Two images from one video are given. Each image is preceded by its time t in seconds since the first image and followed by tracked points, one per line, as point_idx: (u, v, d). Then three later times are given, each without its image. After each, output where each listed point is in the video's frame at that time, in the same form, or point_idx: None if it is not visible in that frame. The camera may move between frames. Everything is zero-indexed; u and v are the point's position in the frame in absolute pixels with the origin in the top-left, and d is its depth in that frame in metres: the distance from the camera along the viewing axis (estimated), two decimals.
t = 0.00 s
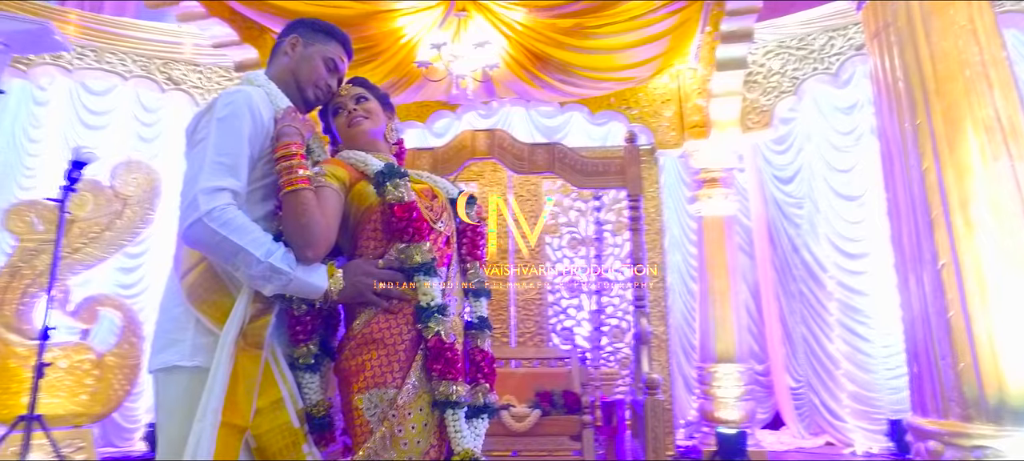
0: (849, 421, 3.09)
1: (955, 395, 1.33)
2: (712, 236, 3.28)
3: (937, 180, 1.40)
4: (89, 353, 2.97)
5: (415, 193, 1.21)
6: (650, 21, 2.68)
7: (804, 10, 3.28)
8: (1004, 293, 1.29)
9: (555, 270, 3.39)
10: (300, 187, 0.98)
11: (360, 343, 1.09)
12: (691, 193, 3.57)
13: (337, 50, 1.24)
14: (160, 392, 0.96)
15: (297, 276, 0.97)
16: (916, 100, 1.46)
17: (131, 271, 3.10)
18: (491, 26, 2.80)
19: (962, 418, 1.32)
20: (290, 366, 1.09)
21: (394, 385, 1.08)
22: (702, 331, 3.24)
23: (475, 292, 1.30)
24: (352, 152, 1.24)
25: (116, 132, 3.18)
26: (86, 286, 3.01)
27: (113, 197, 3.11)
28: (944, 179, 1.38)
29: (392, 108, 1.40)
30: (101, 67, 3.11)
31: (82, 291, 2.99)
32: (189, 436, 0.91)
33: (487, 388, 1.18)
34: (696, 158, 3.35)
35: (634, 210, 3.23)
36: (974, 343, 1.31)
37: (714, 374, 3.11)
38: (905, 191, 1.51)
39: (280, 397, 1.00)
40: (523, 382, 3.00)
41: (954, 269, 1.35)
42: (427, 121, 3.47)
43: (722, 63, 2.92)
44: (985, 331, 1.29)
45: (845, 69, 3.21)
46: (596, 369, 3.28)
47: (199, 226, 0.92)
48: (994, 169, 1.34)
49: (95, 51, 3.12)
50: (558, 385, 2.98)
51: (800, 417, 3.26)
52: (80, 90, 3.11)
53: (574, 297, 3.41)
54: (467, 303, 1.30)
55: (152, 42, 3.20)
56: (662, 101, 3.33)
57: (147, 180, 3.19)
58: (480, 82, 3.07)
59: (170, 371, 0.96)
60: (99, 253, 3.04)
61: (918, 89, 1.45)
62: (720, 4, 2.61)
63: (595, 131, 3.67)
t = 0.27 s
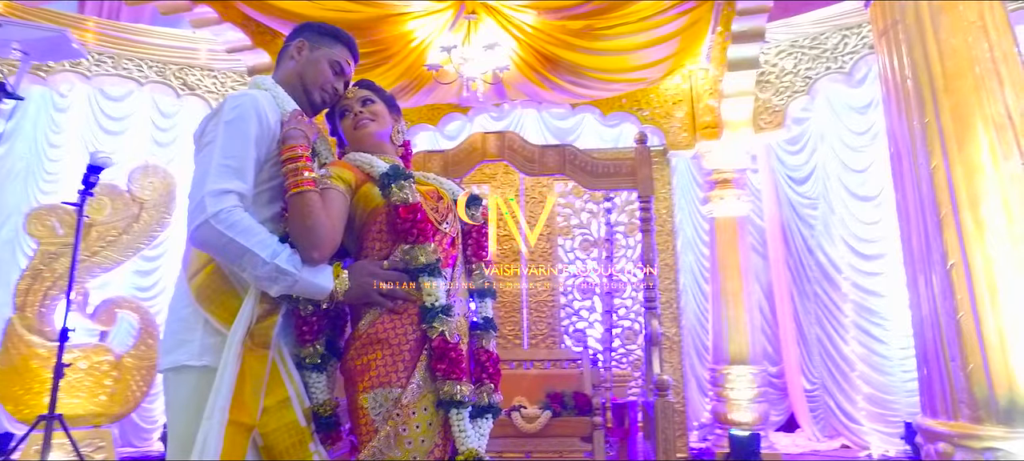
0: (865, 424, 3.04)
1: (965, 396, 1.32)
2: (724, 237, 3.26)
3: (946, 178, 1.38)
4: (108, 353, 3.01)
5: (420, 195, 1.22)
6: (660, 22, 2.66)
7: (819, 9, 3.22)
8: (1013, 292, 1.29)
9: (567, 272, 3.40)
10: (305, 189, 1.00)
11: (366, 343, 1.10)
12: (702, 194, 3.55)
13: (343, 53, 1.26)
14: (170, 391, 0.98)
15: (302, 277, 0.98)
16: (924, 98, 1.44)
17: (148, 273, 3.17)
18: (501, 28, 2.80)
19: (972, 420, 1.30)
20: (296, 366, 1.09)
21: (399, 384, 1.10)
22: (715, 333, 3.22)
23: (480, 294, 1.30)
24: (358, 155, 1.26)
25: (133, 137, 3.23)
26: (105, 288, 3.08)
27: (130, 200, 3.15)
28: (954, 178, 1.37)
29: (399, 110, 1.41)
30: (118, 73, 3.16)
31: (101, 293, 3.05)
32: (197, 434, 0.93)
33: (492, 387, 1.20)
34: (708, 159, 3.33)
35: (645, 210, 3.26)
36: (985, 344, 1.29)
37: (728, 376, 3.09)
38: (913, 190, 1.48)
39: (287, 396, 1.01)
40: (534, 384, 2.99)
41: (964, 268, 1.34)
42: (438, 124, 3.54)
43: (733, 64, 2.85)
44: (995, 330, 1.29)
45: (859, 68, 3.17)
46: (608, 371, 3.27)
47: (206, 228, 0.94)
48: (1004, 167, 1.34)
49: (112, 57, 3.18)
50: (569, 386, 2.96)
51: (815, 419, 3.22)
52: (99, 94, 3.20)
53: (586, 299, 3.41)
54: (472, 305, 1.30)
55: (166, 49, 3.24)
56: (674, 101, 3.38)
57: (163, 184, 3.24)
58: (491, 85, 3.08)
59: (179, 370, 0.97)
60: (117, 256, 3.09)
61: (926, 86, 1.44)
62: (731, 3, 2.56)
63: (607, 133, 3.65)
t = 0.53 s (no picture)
0: (880, 427, 3.01)
1: (972, 398, 1.31)
2: (735, 239, 3.24)
3: (953, 178, 1.37)
4: (124, 356, 3.06)
5: (425, 198, 1.23)
6: (669, 23, 2.65)
7: (832, 8, 3.20)
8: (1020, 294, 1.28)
9: (578, 275, 3.40)
10: (311, 192, 1.01)
11: (371, 344, 1.12)
12: (714, 195, 3.53)
13: (349, 57, 1.28)
14: (180, 391, 1.00)
15: (309, 279, 0.99)
16: (932, 98, 1.42)
17: (163, 276, 3.22)
18: (510, 32, 2.80)
19: (980, 422, 1.29)
20: (303, 367, 1.11)
21: (404, 385, 1.11)
22: (726, 334, 3.20)
23: (484, 295, 1.31)
24: (364, 158, 1.27)
25: (148, 142, 3.27)
26: (122, 291, 3.12)
27: (145, 204, 3.21)
28: (961, 177, 1.36)
29: (404, 113, 1.43)
30: (133, 79, 3.23)
31: (117, 296, 3.10)
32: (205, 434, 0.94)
33: (497, 388, 1.22)
34: (719, 160, 3.32)
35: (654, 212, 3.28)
36: (992, 344, 1.28)
37: (739, 378, 3.08)
38: (921, 191, 1.47)
39: (294, 396, 1.02)
40: (545, 386, 3.00)
41: (972, 269, 1.32)
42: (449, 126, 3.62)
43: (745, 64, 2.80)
44: (1003, 330, 1.28)
45: (871, 68, 3.10)
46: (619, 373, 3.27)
47: (214, 230, 0.96)
48: (1012, 167, 1.33)
49: (127, 63, 3.24)
50: (578, 388, 2.97)
51: (829, 422, 3.19)
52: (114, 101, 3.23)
53: (597, 301, 3.40)
54: (477, 306, 1.30)
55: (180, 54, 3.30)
56: (685, 102, 3.48)
57: (177, 188, 3.27)
58: (500, 88, 3.16)
59: (188, 371, 0.99)
60: (133, 260, 3.14)
61: (934, 86, 1.42)
62: (740, 4, 2.53)
63: (618, 135, 3.64)
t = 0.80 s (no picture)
0: (895, 430, 2.97)
1: (981, 401, 1.30)
2: (746, 241, 3.22)
3: (960, 178, 1.36)
4: (140, 358, 3.11)
5: (430, 201, 1.25)
6: (679, 25, 2.65)
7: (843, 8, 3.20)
8: None
9: (589, 277, 3.41)
10: (317, 196, 1.03)
11: (377, 346, 1.13)
12: (725, 197, 3.52)
13: (355, 63, 1.29)
14: (190, 391, 1.02)
15: (315, 282, 1.01)
16: (939, 99, 1.42)
17: (179, 280, 3.26)
18: (519, 34, 2.81)
19: (989, 425, 1.27)
20: (311, 368, 1.11)
21: (410, 387, 1.12)
22: (738, 335, 3.18)
23: (489, 298, 1.33)
24: (370, 162, 1.28)
25: (163, 148, 3.33)
26: (138, 295, 3.18)
27: (160, 209, 3.26)
28: (968, 177, 1.35)
29: (410, 118, 1.44)
30: (148, 86, 3.27)
31: (134, 299, 3.16)
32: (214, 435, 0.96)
33: (501, 390, 1.23)
34: (730, 162, 3.30)
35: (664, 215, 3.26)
36: (1001, 347, 1.27)
37: (751, 380, 3.06)
38: (928, 192, 1.47)
39: (301, 398, 1.03)
40: (555, 388, 3.00)
41: (979, 270, 1.32)
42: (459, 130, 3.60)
43: (755, 65, 2.80)
44: (1011, 331, 1.27)
45: (883, 68, 3.09)
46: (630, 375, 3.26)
47: (221, 234, 0.97)
48: (1021, 166, 1.32)
49: (142, 70, 3.28)
50: (589, 389, 2.96)
51: (843, 426, 3.15)
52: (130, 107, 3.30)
53: (608, 303, 3.39)
54: (484, 309, 1.33)
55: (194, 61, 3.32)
56: (695, 104, 3.47)
57: (192, 193, 3.32)
58: (510, 91, 3.11)
59: (198, 372, 1.01)
60: (149, 264, 3.19)
61: (941, 86, 1.42)
62: (749, 5, 2.51)
63: (629, 137, 3.66)
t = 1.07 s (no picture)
0: (908, 433, 2.94)
1: (987, 404, 1.29)
2: (757, 243, 3.22)
3: (967, 179, 1.35)
4: (154, 360, 3.15)
5: (434, 205, 1.26)
6: (688, 26, 2.65)
7: (854, 8, 3.25)
8: None
9: (599, 279, 3.41)
10: (322, 200, 1.04)
11: (381, 349, 1.15)
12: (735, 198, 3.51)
13: (360, 68, 1.31)
14: (198, 393, 1.04)
15: (320, 285, 1.03)
16: (945, 99, 1.41)
17: (192, 283, 3.29)
18: (528, 38, 2.82)
19: (996, 428, 1.26)
20: (316, 370, 1.13)
21: (414, 388, 1.13)
22: (749, 337, 3.18)
23: (494, 300, 1.35)
24: (376, 167, 1.30)
25: (175, 152, 3.36)
26: (152, 298, 3.22)
27: (173, 213, 3.30)
28: (975, 178, 1.34)
29: (416, 122, 1.46)
30: (160, 91, 3.31)
31: (148, 303, 3.20)
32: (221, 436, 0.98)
33: (506, 392, 1.24)
34: (741, 163, 3.29)
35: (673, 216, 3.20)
36: (1008, 350, 1.26)
37: (762, 383, 3.06)
38: (934, 193, 1.46)
39: (306, 400, 1.05)
40: (564, 391, 2.99)
41: (986, 271, 1.31)
42: (469, 133, 3.60)
43: (766, 66, 2.79)
44: (1019, 335, 1.25)
45: (894, 68, 3.07)
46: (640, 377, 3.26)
47: (228, 238, 0.99)
48: None
49: (155, 76, 3.33)
50: (598, 391, 2.95)
51: (855, 428, 3.12)
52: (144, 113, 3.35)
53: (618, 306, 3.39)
54: (488, 310, 1.33)
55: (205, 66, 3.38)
56: (705, 106, 3.46)
57: (204, 197, 3.36)
58: (519, 94, 3.12)
59: (205, 374, 1.03)
60: (162, 267, 3.24)
61: (947, 88, 1.41)
62: (758, 6, 2.50)
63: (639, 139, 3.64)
